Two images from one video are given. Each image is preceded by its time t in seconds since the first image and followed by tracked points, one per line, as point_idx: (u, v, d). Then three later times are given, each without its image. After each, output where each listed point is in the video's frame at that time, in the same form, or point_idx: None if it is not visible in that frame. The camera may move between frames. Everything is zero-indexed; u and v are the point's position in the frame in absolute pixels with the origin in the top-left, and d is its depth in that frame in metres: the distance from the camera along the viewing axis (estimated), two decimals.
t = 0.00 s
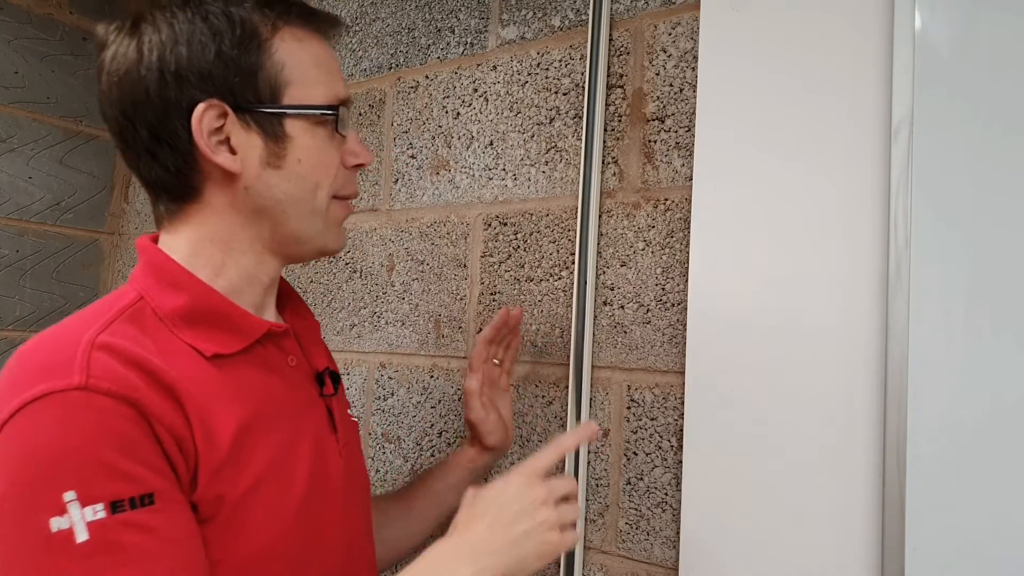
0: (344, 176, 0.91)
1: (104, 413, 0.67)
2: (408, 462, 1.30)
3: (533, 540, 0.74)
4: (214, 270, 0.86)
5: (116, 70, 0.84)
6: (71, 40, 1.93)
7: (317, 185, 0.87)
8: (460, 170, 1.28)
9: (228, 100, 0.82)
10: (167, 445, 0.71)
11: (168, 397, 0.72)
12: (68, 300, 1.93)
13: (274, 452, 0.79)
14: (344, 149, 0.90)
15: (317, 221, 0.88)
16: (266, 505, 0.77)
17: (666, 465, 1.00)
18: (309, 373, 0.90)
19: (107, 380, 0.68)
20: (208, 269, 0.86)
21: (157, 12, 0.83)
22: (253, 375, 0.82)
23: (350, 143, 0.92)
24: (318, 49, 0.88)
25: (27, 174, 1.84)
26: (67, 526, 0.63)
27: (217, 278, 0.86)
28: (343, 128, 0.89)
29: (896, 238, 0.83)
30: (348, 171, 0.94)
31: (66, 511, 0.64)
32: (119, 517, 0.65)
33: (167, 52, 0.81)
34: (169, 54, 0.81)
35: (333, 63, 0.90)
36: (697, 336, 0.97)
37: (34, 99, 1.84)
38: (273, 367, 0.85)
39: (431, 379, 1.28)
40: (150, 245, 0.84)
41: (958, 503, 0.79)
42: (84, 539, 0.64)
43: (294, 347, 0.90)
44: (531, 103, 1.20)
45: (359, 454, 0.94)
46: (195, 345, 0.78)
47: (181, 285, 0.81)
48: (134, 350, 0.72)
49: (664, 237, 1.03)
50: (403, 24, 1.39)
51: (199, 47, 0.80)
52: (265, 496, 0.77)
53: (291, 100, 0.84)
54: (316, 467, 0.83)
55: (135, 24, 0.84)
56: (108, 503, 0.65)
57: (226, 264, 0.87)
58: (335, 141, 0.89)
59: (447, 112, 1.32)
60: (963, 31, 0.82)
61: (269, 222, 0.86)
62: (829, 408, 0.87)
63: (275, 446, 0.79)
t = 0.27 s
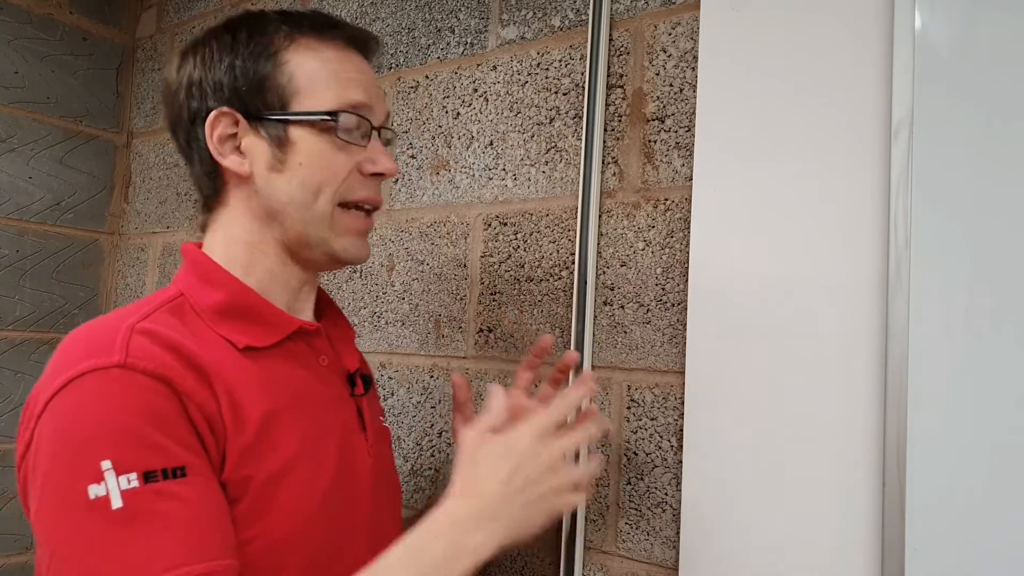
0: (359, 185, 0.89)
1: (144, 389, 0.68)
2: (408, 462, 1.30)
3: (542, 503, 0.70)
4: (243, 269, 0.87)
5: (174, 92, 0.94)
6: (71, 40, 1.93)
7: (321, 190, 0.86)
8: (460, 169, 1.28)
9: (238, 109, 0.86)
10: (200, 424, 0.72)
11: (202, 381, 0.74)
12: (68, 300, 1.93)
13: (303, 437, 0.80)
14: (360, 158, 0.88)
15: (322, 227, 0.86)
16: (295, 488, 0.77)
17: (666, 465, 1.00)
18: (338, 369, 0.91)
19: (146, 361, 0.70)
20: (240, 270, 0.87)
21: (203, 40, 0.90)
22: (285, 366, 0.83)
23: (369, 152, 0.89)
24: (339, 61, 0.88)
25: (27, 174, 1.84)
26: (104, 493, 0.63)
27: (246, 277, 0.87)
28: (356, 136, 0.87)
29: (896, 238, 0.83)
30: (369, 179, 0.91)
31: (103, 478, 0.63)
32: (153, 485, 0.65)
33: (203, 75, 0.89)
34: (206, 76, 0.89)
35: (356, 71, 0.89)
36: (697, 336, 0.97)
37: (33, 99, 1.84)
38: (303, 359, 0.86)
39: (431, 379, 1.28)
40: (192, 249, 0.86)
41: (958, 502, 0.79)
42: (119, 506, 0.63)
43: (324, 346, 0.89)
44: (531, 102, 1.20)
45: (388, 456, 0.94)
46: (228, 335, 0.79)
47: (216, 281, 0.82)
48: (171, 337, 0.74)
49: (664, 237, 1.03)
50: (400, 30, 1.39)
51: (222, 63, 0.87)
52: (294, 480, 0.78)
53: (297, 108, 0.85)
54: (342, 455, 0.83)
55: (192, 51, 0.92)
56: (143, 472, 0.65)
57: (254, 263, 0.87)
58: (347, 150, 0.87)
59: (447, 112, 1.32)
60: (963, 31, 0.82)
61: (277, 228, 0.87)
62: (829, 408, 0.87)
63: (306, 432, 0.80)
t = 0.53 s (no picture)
0: (357, 173, 0.90)
1: (113, 381, 0.70)
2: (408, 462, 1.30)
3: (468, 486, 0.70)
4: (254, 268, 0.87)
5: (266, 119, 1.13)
6: (71, 40, 1.92)
7: (315, 174, 0.89)
8: (459, 170, 1.28)
9: (274, 108, 0.96)
10: (175, 423, 0.73)
11: (190, 378, 0.75)
12: (68, 300, 1.93)
13: (283, 444, 0.79)
14: (360, 147, 0.90)
15: (317, 212, 0.89)
16: (259, 496, 0.76)
17: (666, 465, 1.00)
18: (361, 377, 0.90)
19: (127, 354, 0.72)
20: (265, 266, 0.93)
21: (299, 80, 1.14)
22: (288, 372, 0.83)
23: (371, 143, 0.91)
24: (360, 60, 0.94)
25: (27, 174, 1.84)
26: (42, 473, 0.66)
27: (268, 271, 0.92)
28: (355, 124, 0.91)
29: (896, 238, 0.83)
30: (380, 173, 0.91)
31: (47, 459, 0.66)
32: (84, 477, 0.66)
33: (265, 83, 1.01)
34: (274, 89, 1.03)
35: (387, 73, 0.94)
36: (697, 336, 0.97)
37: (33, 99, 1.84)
38: (316, 364, 0.86)
39: (431, 380, 1.28)
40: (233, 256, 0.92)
41: (958, 502, 0.79)
42: (46, 490, 0.65)
43: (347, 353, 0.90)
44: (531, 103, 1.20)
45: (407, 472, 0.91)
46: (239, 333, 0.82)
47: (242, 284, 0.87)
48: (167, 334, 0.77)
49: (664, 237, 1.03)
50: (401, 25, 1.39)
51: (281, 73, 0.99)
52: (258, 488, 0.77)
53: (312, 98, 0.92)
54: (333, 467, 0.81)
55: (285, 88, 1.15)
56: (73, 463, 0.66)
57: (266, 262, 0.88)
58: (350, 139, 0.90)
59: (447, 112, 1.32)
60: (963, 30, 0.82)
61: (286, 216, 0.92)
62: (829, 407, 0.87)
63: (291, 439, 0.79)
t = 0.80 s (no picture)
0: (379, 169, 0.88)
1: (104, 379, 0.72)
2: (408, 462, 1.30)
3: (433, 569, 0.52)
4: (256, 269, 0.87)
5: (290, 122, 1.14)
6: (71, 40, 1.92)
7: (338, 173, 0.88)
8: (459, 170, 1.28)
9: (296, 110, 0.96)
10: (163, 422, 0.74)
11: (184, 378, 0.76)
12: (68, 300, 1.93)
13: (270, 447, 0.78)
14: (381, 143, 0.89)
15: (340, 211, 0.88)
16: (236, 499, 0.76)
17: (666, 465, 1.00)
18: (373, 382, 0.87)
19: (123, 353, 0.74)
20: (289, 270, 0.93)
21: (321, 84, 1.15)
22: (289, 376, 0.82)
23: (393, 138, 0.90)
24: (379, 56, 0.93)
25: (27, 174, 1.84)
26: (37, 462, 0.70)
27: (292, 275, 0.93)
28: (378, 121, 0.90)
29: (896, 238, 0.83)
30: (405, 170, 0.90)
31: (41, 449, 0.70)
32: (65, 471, 0.69)
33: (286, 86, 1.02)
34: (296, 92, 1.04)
35: (405, 67, 0.93)
36: (697, 336, 0.97)
37: (33, 99, 1.84)
38: (325, 369, 0.85)
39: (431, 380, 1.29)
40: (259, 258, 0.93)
41: (958, 502, 0.79)
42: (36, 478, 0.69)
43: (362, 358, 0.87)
44: (531, 103, 1.20)
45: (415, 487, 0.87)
46: (246, 334, 0.83)
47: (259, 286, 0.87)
48: (170, 334, 0.79)
49: (664, 237, 1.03)
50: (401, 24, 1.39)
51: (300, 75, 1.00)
52: (236, 490, 0.76)
53: (332, 98, 0.92)
54: (322, 473, 0.79)
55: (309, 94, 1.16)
56: (59, 457, 0.69)
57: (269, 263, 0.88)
58: (371, 136, 0.89)
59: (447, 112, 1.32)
60: (963, 30, 0.82)
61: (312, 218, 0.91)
62: (829, 407, 0.87)
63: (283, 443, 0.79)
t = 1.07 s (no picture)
0: (381, 178, 0.88)
1: (101, 377, 0.73)
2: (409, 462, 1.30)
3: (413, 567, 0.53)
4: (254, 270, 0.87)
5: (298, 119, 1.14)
6: (71, 40, 1.92)
7: (340, 180, 0.88)
8: (459, 170, 1.28)
9: (301, 111, 0.96)
10: (158, 421, 0.74)
11: (180, 377, 0.77)
12: (68, 300, 1.93)
13: (262, 448, 0.78)
14: (385, 152, 0.89)
15: (342, 218, 0.88)
16: (225, 498, 0.76)
17: (666, 465, 1.00)
18: (372, 384, 0.86)
19: (121, 351, 0.75)
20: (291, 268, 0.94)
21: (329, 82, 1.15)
22: (285, 377, 0.82)
23: (397, 147, 0.89)
24: (384, 62, 0.92)
25: (27, 174, 1.84)
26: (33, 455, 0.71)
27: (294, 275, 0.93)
28: (383, 130, 0.90)
29: (896, 237, 0.83)
30: (408, 179, 0.89)
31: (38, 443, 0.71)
32: (59, 467, 0.69)
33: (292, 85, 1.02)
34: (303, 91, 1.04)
35: (410, 73, 0.92)
36: (697, 336, 0.97)
37: (33, 99, 1.84)
38: (322, 370, 0.84)
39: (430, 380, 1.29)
40: (261, 257, 0.93)
41: (958, 502, 0.79)
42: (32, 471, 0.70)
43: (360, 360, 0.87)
44: (531, 103, 1.20)
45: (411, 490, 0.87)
46: (245, 333, 0.83)
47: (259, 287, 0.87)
48: (168, 333, 0.79)
49: (664, 237, 1.03)
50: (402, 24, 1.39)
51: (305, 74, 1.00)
52: (225, 490, 0.76)
53: (337, 103, 0.92)
54: (313, 475, 0.79)
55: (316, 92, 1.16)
56: (54, 452, 0.70)
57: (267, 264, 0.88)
58: (374, 144, 0.89)
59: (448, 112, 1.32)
60: (963, 30, 0.82)
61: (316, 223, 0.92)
62: (828, 407, 0.87)
63: (276, 444, 0.79)
